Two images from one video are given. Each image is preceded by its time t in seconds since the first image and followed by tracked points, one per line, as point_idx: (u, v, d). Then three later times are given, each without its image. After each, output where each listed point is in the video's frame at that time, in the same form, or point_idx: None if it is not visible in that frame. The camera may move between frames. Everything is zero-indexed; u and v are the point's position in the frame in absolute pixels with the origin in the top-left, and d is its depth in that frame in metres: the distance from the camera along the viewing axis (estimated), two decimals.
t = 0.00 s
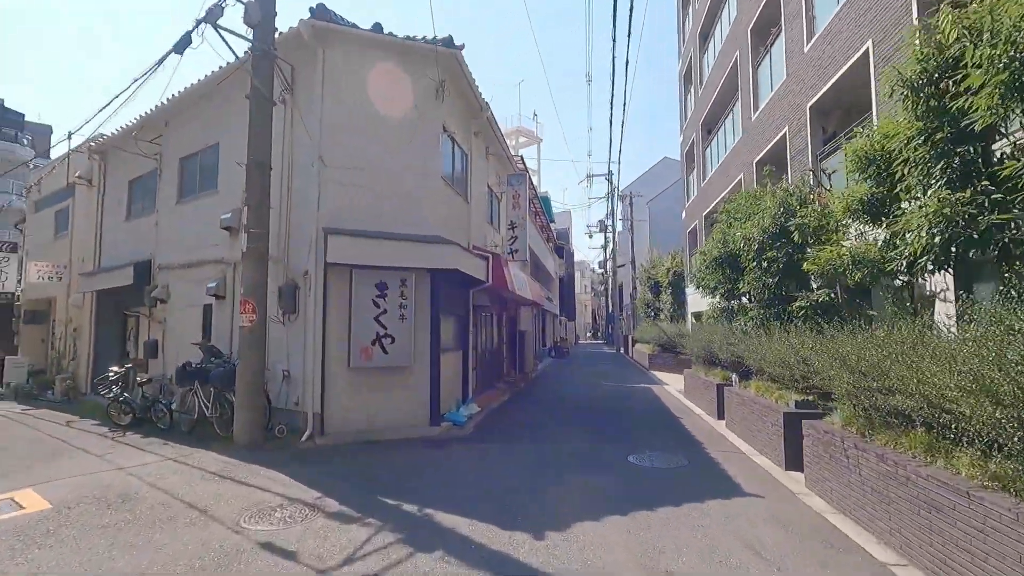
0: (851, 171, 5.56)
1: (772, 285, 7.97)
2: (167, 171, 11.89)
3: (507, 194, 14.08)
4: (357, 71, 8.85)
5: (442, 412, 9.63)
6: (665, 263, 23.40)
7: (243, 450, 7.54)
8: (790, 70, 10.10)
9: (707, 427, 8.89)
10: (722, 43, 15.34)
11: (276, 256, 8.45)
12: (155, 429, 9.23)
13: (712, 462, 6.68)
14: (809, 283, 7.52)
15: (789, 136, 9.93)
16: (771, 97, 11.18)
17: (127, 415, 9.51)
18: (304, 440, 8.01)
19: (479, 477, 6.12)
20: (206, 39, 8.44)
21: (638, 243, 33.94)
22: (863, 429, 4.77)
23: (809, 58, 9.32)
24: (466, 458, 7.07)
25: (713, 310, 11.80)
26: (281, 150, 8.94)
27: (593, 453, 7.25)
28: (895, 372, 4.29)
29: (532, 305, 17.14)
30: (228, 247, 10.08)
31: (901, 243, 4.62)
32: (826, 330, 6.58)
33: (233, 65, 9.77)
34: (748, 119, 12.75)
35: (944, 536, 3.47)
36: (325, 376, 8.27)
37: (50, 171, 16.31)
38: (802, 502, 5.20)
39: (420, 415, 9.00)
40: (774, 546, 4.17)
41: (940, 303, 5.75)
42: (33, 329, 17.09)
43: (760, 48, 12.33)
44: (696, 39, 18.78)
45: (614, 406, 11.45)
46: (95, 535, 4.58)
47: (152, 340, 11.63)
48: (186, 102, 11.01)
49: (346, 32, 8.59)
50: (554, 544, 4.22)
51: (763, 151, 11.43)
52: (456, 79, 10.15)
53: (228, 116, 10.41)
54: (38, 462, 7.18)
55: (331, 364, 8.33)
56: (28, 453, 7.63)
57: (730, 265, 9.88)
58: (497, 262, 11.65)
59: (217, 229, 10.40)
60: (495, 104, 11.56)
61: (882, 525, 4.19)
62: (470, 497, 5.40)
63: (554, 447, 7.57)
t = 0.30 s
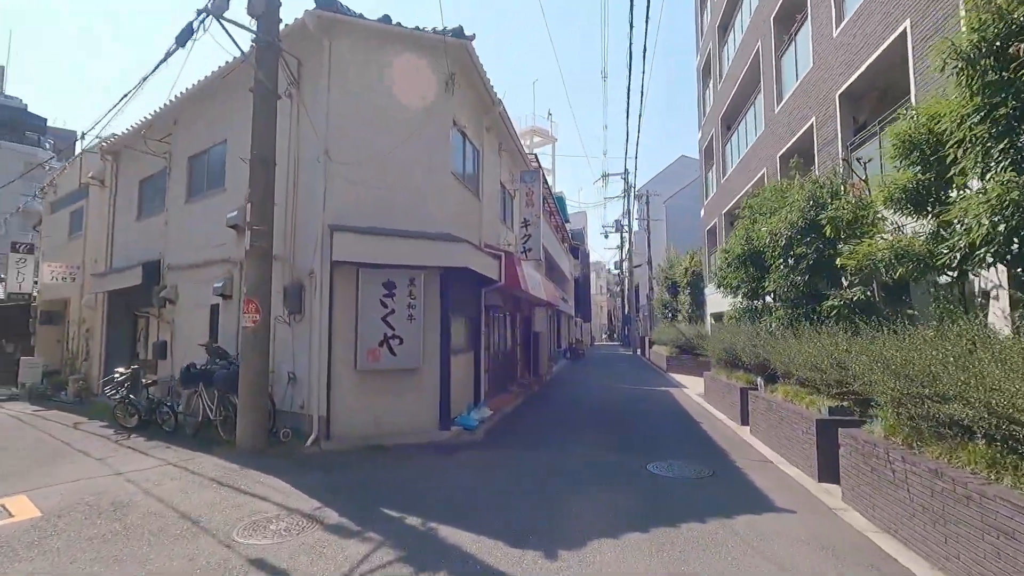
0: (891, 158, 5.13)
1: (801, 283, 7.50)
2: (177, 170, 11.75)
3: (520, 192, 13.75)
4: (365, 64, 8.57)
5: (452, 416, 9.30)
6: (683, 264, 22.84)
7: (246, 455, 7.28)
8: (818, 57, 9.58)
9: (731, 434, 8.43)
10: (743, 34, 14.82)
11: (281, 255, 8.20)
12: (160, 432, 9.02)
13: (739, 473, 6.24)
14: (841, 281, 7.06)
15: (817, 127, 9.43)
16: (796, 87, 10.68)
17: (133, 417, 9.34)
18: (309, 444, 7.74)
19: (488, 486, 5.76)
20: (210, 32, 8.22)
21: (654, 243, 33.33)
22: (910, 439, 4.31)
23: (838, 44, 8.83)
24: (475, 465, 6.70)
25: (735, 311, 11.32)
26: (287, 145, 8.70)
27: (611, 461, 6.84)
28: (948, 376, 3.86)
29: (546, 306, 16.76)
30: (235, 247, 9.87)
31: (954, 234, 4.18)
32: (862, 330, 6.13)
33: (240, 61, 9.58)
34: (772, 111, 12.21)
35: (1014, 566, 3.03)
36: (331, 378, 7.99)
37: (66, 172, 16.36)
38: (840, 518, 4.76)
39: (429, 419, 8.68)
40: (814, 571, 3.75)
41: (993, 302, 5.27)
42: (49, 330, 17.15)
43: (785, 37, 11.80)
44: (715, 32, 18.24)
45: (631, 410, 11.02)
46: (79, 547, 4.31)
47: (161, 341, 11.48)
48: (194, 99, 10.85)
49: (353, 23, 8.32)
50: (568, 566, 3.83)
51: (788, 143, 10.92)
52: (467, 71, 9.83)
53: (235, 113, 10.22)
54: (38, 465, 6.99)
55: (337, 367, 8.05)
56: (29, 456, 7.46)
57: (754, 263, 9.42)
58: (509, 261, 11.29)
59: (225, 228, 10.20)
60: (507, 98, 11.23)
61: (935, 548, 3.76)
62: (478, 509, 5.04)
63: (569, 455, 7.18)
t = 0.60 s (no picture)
0: (948, 146, 4.68)
1: (839, 283, 7.03)
2: (190, 170, 11.59)
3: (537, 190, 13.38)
4: (377, 57, 8.27)
5: (468, 422, 8.96)
6: (703, 265, 22.23)
7: (255, 463, 7.02)
8: (854, 45, 9.02)
9: (762, 444, 7.96)
10: (768, 25, 14.25)
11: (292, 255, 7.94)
12: (171, 436, 8.83)
13: (775, 489, 5.79)
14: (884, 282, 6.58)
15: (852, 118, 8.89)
16: (828, 77, 10.13)
17: (142, 421, 9.17)
18: (319, 451, 7.46)
19: (505, 502, 5.40)
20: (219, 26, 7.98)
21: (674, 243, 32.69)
22: (975, 459, 3.88)
23: (876, 28, 8.29)
24: (491, 478, 6.34)
25: (763, 313, 10.81)
26: (298, 141, 8.44)
27: (636, 474, 6.43)
28: None
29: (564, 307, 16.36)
30: (247, 247, 9.65)
31: None
32: (911, 335, 5.66)
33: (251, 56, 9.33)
34: (800, 105, 11.65)
35: None
36: (342, 383, 7.70)
37: (85, 173, 16.39)
38: (896, 544, 4.31)
39: (444, 425, 8.35)
40: None
41: None
42: (68, 331, 17.23)
43: (815, 26, 11.24)
44: (738, 25, 17.62)
45: (653, 417, 10.57)
46: (71, 566, 4.04)
47: (174, 342, 11.34)
48: (206, 97, 10.66)
49: (365, 14, 8.00)
50: None
51: (820, 136, 10.37)
52: (483, 64, 9.47)
53: (247, 110, 10.01)
54: (44, 471, 6.81)
55: (349, 371, 7.75)
56: (36, 461, 7.29)
57: (785, 263, 8.93)
58: (527, 261, 10.92)
59: (236, 228, 10.00)
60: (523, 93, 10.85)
61: None
62: (495, 529, 4.69)
63: (591, 466, 6.78)
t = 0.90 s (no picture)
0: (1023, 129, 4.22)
1: (886, 281, 6.56)
2: (206, 171, 11.45)
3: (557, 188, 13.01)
4: (394, 50, 7.99)
5: (487, 429, 8.61)
6: (726, 267, 21.66)
7: (267, 471, 6.75)
8: (894, 31, 8.52)
9: (801, 455, 7.48)
10: (796, 18, 13.77)
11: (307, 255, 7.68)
12: (184, 441, 8.61)
13: (824, 504, 5.34)
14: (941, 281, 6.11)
15: (895, 107, 8.39)
16: (864, 67, 9.63)
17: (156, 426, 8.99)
18: (334, 458, 7.17)
19: (531, 516, 5.03)
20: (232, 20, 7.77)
21: (694, 246, 32.09)
22: None
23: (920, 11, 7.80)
24: (514, 489, 5.97)
25: (796, 315, 10.32)
26: (313, 137, 8.19)
27: (670, 486, 6.01)
28: None
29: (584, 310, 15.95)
30: (262, 248, 9.44)
31: None
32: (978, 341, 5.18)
33: (267, 52, 9.13)
34: (833, 98, 11.14)
35: None
36: (358, 387, 7.40)
37: (104, 177, 16.43)
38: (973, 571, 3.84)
39: (463, 432, 8.01)
40: None
41: None
42: (88, 335, 17.28)
43: (848, 16, 10.76)
44: (763, 20, 17.10)
45: (680, 424, 10.12)
46: None
47: (189, 345, 11.19)
48: (222, 96, 10.51)
49: (382, 6, 7.73)
50: None
51: (856, 129, 9.87)
52: (502, 57, 9.16)
53: (263, 109, 9.82)
54: (53, 477, 6.61)
55: (365, 375, 7.45)
56: (47, 466, 7.10)
57: (822, 261, 8.46)
58: (547, 262, 10.56)
59: (251, 229, 9.80)
60: (543, 87, 10.51)
61: None
62: (521, 547, 4.32)
63: (620, 478, 6.38)
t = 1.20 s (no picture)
0: None
1: (945, 283, 6.12)
2: (226, 176, 11.34)
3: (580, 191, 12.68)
4: (416, 48, 7.75)
5: (512, 440, 8.27)
6: (753, 271, 21.05)
7: (286, 484, 6.49)
8: (943, 20, 8.04)
9: (849, 471, 7.00)
10: (828, 12, 13.26)
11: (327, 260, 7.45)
12: (201, 451, 8.41)
13: (885, 530, 4.89)
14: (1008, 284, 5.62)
15: (945, 101, 7.90)
16: (907, 60, 9.14)
17: (174, 435, 8.82)
18: (354, 471, 6.90)
19: (565, 540, 4.68)
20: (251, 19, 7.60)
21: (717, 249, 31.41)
22: None
23: None
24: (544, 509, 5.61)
25: (834, 321, 9.82)
26: (333, 139, 7.98)
27: (711, 506, 5.60)
28: None
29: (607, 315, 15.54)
30: (281, 253, 9.25)
31: None
32: None
33: (286, 54, 8.97)
34: (872, 93, 10.59)
35: None
36: (379, 397, 7.12)
37: (127, 183, 16.49)
38: None
39: (487, 443, 7.68)
40: None
41: None
42: (110, 341, 17.33)
43: (887, 7, 10.27)
44: (792, 15, 16.54)
45: (712, 436, 9.67)
46: None
47: (208, 352, 11.06)
48: (242, 100, 10.39)
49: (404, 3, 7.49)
50: None
51: (899, 125, 9.36)
52: (526, 55, 8.87)
53: (283, 111, 9.65)
54: (69, 488, 6.43)
55: (385, 384, 7.17)
56: (63, 477, 6.93)
57: (866, 264, 7.99)
58: (572, 266, 10.20)
59: (270, 233, 9.62)
60: (567, 87, 10.21)
61: None
62: None
63: (657, 496, 5.98)
